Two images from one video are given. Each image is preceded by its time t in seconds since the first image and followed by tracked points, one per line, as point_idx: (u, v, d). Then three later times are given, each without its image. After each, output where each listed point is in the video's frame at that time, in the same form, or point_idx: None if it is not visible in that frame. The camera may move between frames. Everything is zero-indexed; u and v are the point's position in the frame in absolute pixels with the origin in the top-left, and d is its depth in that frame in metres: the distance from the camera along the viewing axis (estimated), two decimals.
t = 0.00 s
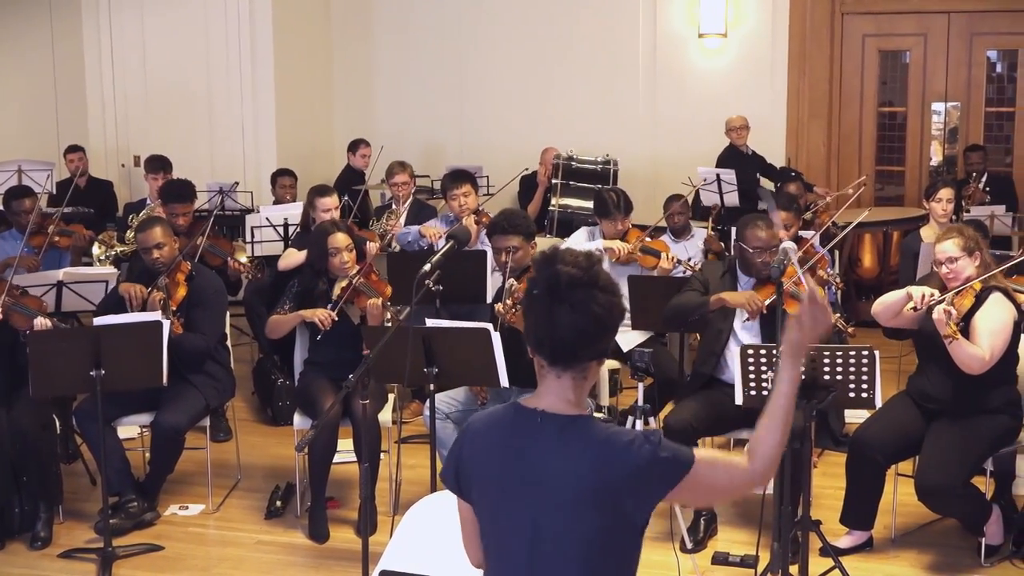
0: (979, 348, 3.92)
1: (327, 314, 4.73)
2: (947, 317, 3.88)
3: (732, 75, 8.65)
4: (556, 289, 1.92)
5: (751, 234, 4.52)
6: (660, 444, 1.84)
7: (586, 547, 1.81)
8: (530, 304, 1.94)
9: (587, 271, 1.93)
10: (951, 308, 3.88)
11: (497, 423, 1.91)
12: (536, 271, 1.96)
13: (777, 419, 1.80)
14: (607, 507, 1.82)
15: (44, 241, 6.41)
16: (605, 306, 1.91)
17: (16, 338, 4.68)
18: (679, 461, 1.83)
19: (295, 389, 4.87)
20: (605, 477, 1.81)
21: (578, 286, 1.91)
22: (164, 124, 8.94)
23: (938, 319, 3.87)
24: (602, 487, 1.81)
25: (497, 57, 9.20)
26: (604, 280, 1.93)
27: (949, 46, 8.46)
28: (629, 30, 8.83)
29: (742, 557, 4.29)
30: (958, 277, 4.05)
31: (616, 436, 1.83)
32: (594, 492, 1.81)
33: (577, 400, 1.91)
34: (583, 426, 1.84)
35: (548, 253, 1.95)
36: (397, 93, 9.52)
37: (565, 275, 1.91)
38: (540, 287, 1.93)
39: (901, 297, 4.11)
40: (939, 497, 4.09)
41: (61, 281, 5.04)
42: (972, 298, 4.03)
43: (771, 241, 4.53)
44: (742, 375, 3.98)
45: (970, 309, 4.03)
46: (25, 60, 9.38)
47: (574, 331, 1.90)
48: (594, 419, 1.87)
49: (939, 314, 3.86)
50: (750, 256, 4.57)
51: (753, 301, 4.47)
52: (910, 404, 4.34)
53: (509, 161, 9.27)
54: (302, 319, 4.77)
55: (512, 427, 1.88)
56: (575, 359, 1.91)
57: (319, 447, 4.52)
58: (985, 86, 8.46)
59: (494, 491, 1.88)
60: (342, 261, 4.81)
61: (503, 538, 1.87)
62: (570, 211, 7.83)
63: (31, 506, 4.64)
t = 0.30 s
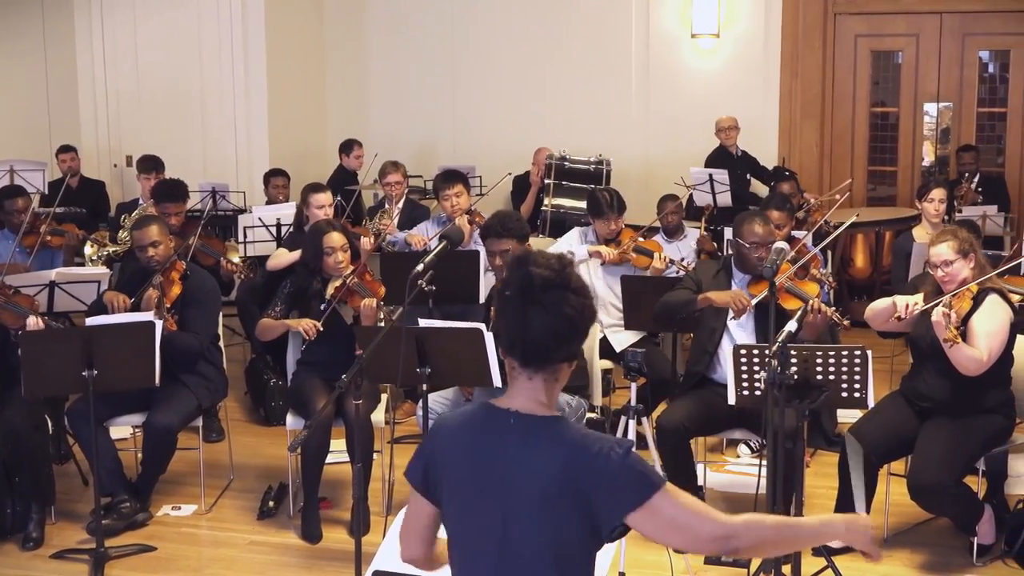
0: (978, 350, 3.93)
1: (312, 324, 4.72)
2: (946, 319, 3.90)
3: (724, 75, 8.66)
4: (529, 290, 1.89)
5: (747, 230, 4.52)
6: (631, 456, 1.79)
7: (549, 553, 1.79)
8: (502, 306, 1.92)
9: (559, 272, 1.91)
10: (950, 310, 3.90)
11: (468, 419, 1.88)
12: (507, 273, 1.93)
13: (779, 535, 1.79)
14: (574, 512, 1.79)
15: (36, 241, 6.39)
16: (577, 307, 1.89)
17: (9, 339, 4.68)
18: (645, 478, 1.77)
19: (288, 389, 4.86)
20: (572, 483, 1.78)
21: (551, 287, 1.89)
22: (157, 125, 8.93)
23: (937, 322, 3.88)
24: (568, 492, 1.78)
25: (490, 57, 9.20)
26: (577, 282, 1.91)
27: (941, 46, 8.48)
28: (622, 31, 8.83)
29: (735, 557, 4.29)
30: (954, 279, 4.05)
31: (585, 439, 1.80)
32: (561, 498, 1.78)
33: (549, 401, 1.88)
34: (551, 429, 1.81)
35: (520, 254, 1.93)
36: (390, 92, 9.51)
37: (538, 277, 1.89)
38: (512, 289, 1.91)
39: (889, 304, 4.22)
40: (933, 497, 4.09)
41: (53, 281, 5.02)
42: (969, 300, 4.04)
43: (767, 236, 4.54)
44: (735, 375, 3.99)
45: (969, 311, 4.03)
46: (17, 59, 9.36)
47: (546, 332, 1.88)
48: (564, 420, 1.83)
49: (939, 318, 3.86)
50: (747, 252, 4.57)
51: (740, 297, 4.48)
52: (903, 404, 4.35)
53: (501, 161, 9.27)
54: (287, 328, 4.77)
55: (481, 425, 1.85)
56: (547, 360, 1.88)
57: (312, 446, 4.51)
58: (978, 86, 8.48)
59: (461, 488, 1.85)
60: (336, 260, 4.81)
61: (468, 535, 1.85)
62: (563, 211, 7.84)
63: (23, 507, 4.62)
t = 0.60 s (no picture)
0: (968, 350, 3.93)
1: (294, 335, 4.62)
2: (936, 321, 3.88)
3: (712, 75, 8.67)
4: (498, 283, 1.79)
5: (739, 226, 4.53)
6: (588, 434, 1.67)
7: (518, 548, 1.66)
8: (468, 299, 1.81)
9: (528, 268, 1.81)
10: (940, 312, 3.88)
11: (413, 421, 1.75)
12: (475, 267, 1.83)
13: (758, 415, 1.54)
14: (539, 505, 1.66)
15: (24, 242, 6.37)
16: (546, 304, 1.80)
17: None
18: (605, 452, 1.64)
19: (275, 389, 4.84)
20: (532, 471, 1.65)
21: (520, 281, 1.79)
22: (145, 126, 8.91)
23: (928, 324, 3.88)
24: (529, 481, 1.65)
25: (478, 58, 9.19)
26: (546, 279, 1.82)
27: (928, 46, 8.51)
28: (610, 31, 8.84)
29: (723, 556, 4.30)
30: (943, 279, 4.07)
31: (546, 431, 1.68)
32: (525, 490, 1.65)
33: (512, 400, 1.77)
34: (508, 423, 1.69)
35: (490, 248, 1.83)
36: (378, 93, 9.50)
37: (507, 270, 1.79)
38: (480, 282, 1.80)
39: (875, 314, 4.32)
40: (921, 496, 4.10)
41: (41, 282, 4.97)
42: (960, 300, 4.05)
43: (759, 232, 4.55)
44: (723, 375, 3.99)
45: (960, 311, 4.04)
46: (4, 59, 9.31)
47: (513, 326, 1.76)
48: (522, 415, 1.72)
49: (929, 319, 3.87)
50: (738, 248, 4.58)
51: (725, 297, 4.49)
52: (892, 403, 4.37)
53: (490, 161, 9.27)
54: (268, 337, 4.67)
55: (433, 423, 1.73)
56: (513, 356, 1.77)
57: (300, 447, 4.51)
58: (965, 86, 8.51)
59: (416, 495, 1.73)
60: (325, 259, 4.79)
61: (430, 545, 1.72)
62: (551, 212, 7.85)
63: (10, 509, 4.60)
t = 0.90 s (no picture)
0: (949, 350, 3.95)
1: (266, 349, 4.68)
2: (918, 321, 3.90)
3: (693, 75, 8.69)
4: (460, 288, 1.80)
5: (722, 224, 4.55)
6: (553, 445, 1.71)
7: (476, 556, 1.69)
8: (430, 302, 1.82)
9: (492, 273, 1.82)
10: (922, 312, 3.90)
11: (382, 422, 1.78)
12: (439, 270, 1.84)
13: (715, 467, 1.64)
14: (500, 511, 1.69)
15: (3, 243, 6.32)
16: (507, 310, 1.81)
17: None
18: (572, 468, 1.68)
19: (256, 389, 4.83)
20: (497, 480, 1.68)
21: (482, 287, 1.80)
22: (126, 127, 8.89)
23: (910, 324, 3.89)
24: (492, 490, 1.69)
25: (459, 58, 9.19)
26: (509, 284, 1.83)
27: (907, 47, 8.55)
28: (591, 32, 8.85)
29: (704, 556, 4.31)
30: (924, 279, 4.08)
31: (510, 437, 1.71)
32: (487, 494, 1.68)
33: (471, 403, 1.80)
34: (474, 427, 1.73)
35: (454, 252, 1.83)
36: (359, 93, 9.47)
37: (470, 276, 1.80)
38: (443, 287, 1.82)
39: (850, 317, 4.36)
40: (901, 494, 4.12)
41: (20, 283, 4.93)
42: (941, 299, 4.07)
43: (740, 231, 4.58)
44: (704, 374, 4.00)
45: (940, 310, 4.06)
46: None
47: (474, 332, 1.78)
48: (488, 421, 1.75)
49: (911, 319, 3.88)
50: (720, 246, 4.60)
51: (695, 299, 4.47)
52: (873, 403, 4.38)
53: (471, 162, 9.27)
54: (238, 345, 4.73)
55: (400, 426, 1.76)
56: (473, 361, 1.79)
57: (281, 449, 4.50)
58: (943, 87, 8.57)
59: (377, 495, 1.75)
60: (305, 260, 4.78)
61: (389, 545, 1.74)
62: (532, 212, 7.86)
63: None
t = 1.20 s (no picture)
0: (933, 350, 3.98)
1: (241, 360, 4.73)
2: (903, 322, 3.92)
3: (677, 75, 8.71)
4: (423, 294, 1.87)
5: (698, 224, 4.61)
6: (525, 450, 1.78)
7: (446, 557, 1.78)
8: (396, 309, 1.89)
9: (455, 276, 1.88)
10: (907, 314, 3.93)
11: (362, 423, 1.85)
12: (403, 276, 1.91)
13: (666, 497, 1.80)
14: (472, 513, 1.78)
15: None
16: (472, 312, 1.87)
17: None
18: (544, 472, 1.77)
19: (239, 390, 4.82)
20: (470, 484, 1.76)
21: (445, 291, 1.87)
22: (109, 128, 8.85)
23: (895, 325, 3.91)
24: (465, 493, 1.77)
25: (443, 58, 9.19)
26: (473, 287, 1.89)
27: (890, 49, 8.60)
28: (575, 32, 8.86)
29: (687, 556, 4.32)
30: (907, 279, 4.11)
31: (483, 442, 1.79)
32: (460, 497, 1.76)
33: (443, 406, 1.86)
34: (448, 433, 1.80)
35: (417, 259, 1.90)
36: (343, 93, 9.45)
37: (433, 281, 1.87)
38: (407, 292, 1.88)
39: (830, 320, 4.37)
40: (885, 493, 4.13)
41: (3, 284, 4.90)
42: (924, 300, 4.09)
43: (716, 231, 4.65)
44: (688, 375, 4.01)
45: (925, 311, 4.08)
46: None
47: (441, 336, 1.85)
48: (460, 425, 1.82)
49: (896, 320, 3.90)
50: (697, 246, 4.65)
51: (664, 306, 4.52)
52: (857, 403, 4.40)
53: (455, 163, 9.26)
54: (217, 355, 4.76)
55: (377, 430, 1.83)
56: (441, 364, 1.85)
57: (267, 451, 4.47)
58: (926, 88, 8.61)
59: (354, 492, 1.83)
60: (286, 262, 4.77)
61: (364, 541, 1.83)
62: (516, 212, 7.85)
63: None
